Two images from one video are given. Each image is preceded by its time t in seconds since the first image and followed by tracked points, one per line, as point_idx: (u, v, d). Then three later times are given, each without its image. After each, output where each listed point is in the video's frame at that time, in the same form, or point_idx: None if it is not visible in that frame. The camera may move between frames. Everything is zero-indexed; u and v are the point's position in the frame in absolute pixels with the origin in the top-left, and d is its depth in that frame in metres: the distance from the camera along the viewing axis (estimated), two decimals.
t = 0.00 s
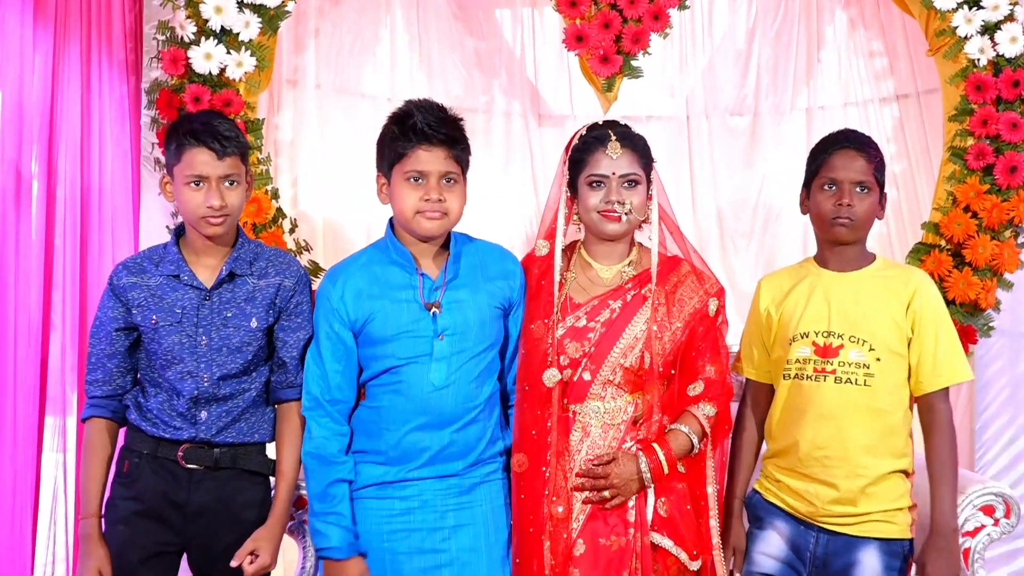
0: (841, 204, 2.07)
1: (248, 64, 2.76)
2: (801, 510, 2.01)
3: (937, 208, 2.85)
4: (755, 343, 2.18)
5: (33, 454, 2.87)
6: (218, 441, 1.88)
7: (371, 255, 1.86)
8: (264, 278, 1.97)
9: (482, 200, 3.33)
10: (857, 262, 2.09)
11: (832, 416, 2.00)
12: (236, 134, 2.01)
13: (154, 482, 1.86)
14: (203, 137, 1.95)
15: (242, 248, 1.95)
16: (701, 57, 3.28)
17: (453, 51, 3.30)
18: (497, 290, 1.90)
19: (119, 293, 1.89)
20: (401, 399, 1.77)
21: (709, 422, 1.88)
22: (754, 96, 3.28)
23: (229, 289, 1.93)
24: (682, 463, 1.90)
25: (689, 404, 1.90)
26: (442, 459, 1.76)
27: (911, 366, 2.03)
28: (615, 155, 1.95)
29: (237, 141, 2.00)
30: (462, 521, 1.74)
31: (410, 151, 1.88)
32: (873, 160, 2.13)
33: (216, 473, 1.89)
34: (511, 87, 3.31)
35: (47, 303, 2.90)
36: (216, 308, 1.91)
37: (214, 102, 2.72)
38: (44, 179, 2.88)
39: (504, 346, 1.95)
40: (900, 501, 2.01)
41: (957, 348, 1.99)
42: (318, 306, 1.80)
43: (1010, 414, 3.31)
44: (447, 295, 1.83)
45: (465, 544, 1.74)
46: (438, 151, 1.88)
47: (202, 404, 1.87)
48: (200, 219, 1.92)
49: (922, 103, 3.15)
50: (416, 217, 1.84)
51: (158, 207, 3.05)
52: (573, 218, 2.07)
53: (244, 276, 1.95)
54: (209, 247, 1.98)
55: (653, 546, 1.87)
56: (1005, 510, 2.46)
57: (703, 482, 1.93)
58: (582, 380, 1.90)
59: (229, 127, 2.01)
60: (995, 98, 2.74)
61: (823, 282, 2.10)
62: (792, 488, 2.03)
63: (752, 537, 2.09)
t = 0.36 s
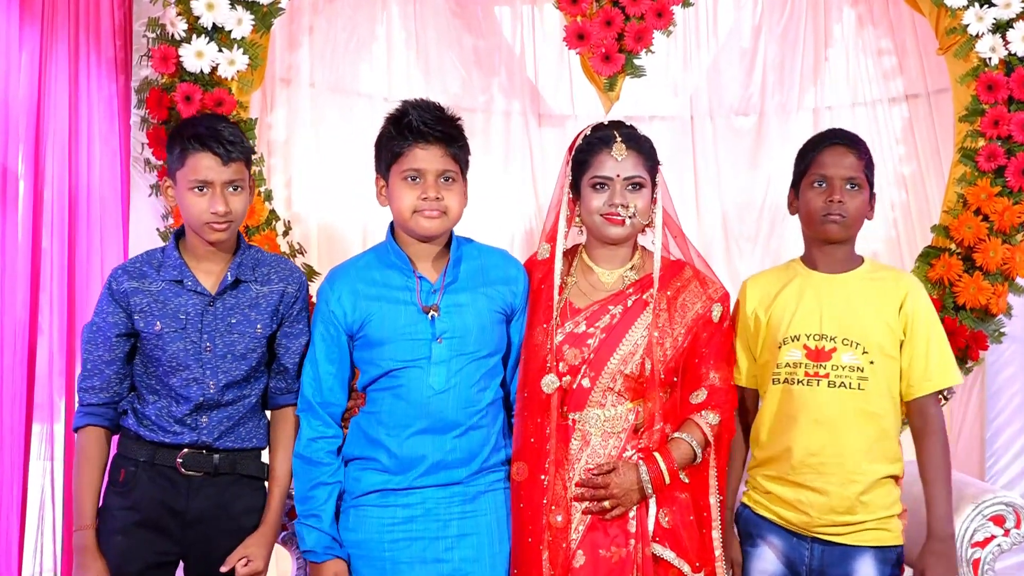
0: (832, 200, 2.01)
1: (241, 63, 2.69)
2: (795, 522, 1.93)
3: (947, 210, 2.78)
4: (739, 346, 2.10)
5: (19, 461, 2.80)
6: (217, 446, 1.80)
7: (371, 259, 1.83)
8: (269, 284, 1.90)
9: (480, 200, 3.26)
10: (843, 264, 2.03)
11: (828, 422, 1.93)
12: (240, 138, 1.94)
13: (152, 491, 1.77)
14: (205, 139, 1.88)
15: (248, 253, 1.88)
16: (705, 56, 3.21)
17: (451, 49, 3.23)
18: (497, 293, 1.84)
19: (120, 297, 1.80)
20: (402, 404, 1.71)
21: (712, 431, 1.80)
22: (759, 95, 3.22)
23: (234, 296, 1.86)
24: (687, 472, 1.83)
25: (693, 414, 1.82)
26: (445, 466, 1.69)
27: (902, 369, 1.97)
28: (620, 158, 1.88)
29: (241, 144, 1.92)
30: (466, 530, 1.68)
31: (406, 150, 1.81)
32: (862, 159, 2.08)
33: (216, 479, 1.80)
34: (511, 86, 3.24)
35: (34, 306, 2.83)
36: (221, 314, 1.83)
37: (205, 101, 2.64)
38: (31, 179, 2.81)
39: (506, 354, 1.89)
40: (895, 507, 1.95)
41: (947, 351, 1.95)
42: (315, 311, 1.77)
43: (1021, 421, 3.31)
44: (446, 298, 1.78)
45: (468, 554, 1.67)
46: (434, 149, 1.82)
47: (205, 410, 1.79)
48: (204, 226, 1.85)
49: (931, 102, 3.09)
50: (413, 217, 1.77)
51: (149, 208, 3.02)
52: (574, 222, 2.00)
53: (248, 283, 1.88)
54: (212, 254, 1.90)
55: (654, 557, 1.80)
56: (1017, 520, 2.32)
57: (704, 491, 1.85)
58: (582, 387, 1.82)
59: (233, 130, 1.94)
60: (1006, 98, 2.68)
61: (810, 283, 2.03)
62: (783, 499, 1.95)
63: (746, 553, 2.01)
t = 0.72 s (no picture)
0: (806, 204, 2.01)
1: (240, 63, 2.68)
2: (788, 524, 1.93)
3: (946, 211, 2.79)
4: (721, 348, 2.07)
5: (19, 461, 2.80)
6: (228, 443, 1.80)
7: (368, 258, 1.85)
8: (276, 284, 1.90)
9: (478, 199, 3.26)
10: (823, 262, 2.04)
11: (816, 420, 1.92)
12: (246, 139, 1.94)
13: (163, 490, 1.76)
14: (212, 139, 1.88)
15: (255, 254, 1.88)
16: (705, 57, 3.21)
17: (450, 49, 3.23)
18: (494, 290, 1.84)
19: (130, 297, 1.79)
20: (400, 402, 1.71)
21: (711, 430, 1.82)
22: (759, 96, 3.22)
23: (244, 295, 1.86)
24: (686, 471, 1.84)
25: (690, 414, 1.84)
26: (445, 464, 1.69)
27: (882, 368, 1.99)
28: (615, 158, 1.88)
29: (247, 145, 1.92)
30: (467, 529, 1.68)
31: (401, 148, 1.81)
32: (832, 159, 2.09)
33: (225, 476, 1.80)
34: (510, 87, 3.24)
35: (33, 305, 2.82)
36: (231, 314, 1.83)
37: (204, 101, 2.63)
38: (29, 179, 2.79)
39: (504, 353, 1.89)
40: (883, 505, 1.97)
41: (925, 355, 1.97)
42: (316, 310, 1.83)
43: (1019, 422, 3.31)
44: (441, 295, 1.78)
45: (470, 553, 1.67)
46: (430, 146, 1.82)
47: (217, 408, 1.79)
48: (211, 225, 1.84)
49: (931, 103, 3.08)
50: (410, 214, 1.78)
51: (148, 209, 3.04)
52: (572, 223, 2.00)
53: (257, 283, 1.88)
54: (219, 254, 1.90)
55: (654, 556, 1.80)
56: (1013, 519, 2.33)
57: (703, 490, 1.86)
58: (582, 386, 1.82)
59: (239, 130, 1.94)
60: (1006, 99, 2.67)
61: (790, 283, 2.03)
62: (772, 501, 1.94)
63: (738, 559, 2.00)
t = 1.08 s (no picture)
0: (809, 202, 2.01)
1: (241, 61, 2.69)
2: (791, 522, 1.93)
3: (949, 207, 2.78)
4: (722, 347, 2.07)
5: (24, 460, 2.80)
6: (241, 441, 1.80)
7: (368, 257, 1.85)
8: (288, 283, 1.90)
9: (481, 197, 3.26)
10: (823, 261, 2.03)
11: (820, 417, 1.92)
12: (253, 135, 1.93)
13: (176, 488, 1.77)
14: (218, 138, 1.88)
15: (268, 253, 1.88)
16: (706, 54, 3.21)
17: (451, 47, 3.23)
18: (495, 288, 1.84)
19: (146, 295, 1.80)
20: (401, 400, 1.71)
21: (713, 427, 1.81)
22: (760, 93, 3.21)
23: (258, 295, 1.86)
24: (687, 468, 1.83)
25: (694, 412, 1.83)
26: (447, 462, 1.69)
27: (884, 365, 1.98)
28: (616, 154, 1.88)
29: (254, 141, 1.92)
30: (468, 527, 1.67)
31: (403, 148, 1.81)
32: (835, 158, 2.08)
33: (237, 473, 1.80)
34: (511, 84, 3.24)
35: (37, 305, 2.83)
36: (245, 313, 1.84)
37: (206, 100, 2.63)
38: (32, 179, 2.82)
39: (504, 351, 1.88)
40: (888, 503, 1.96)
41: (929, 351, 1.96)
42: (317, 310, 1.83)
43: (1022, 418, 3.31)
44: (441, 293, 1.78)
45: (471, 552, 1.67)
46: (431, 146, 1.82)
47: (230, 406, 1.79)
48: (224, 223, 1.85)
49: (933, 100, 3.07)
50: (412, 214, 1.78)
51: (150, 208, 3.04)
52: (572, 219, 2.00)
53: (270, 282, 1.89)
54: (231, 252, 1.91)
55: (657, 554, 1.79)
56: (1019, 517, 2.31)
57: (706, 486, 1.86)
58: (585, 383, 1.82)
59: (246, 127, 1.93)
60: (1008, 95, 2.67)
61: (793, 283, 2.02)
62: (776, 499, 1.94)
63: (742, 558, 1.99)
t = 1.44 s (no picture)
0: (814, 199, 2.01)
1: (247, 61, 2.68)
2: (799, 522, 1.92)
3: (956, 206, 2.78)
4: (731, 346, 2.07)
5: (30, 459, 2.80)
6: (252, 441, 1.80)
7: (377, 257, 1.85)
8: (300, 284, 1.90)
9: (487, 197, 3.26)
10: (832, 259, 2.03)
11: (829, 417, 1.92)
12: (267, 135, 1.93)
13: (187, 487, 1.77)
14: (232, 139, 1.88)
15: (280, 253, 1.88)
16: (713, 53, 3.20)
17: (457, 47, 3.23)
18: (505, 288, 1.84)
19: (158, 295, 1.80)
20: (410, 399, 1.71)
21: (722, 426, 1.80)
22: (767, 91, 3.21)
23: (270, 295, 1.86)
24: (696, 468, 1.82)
25: (702, 410, 1.82)
26: (455, 461, 1.69)
27: (893, 365, 1.98)
28: (623, 154, 1.87)
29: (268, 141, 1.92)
30: (476, 527, 1.67)
31: (407, 151, 1.81)
32: (839, 155, 2.07)
33: (248, 472, 1.80)
34: (518, 83, 3.23)
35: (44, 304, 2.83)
36: (257, 313, 1.84)
37: (213, 100, 2.63)
38: (39, 177, 2.76)
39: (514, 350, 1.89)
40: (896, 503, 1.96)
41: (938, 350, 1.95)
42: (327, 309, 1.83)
43: None
44: (450, 292, 1.78)
45: (479, 552, 1.67)
46: (435, 148, 1.82)
47: (241, 405, 1.79)
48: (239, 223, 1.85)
49: (940, 98, 3.07)
50: (418, 217, 1.78)
51: (156, 208, 3.19)
52: (580, 219, 2.00)
53: (282, 283, 1.89)
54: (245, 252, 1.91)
55: (666, 554, 1.79)
56: None
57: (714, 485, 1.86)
58: (593, 383, 1.82)
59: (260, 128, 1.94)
60: (1016, 93, 2.67)
61: (802, 283, 2.02)
62: (784, 499, 1.94)
63: (750, 557, 1.99)
